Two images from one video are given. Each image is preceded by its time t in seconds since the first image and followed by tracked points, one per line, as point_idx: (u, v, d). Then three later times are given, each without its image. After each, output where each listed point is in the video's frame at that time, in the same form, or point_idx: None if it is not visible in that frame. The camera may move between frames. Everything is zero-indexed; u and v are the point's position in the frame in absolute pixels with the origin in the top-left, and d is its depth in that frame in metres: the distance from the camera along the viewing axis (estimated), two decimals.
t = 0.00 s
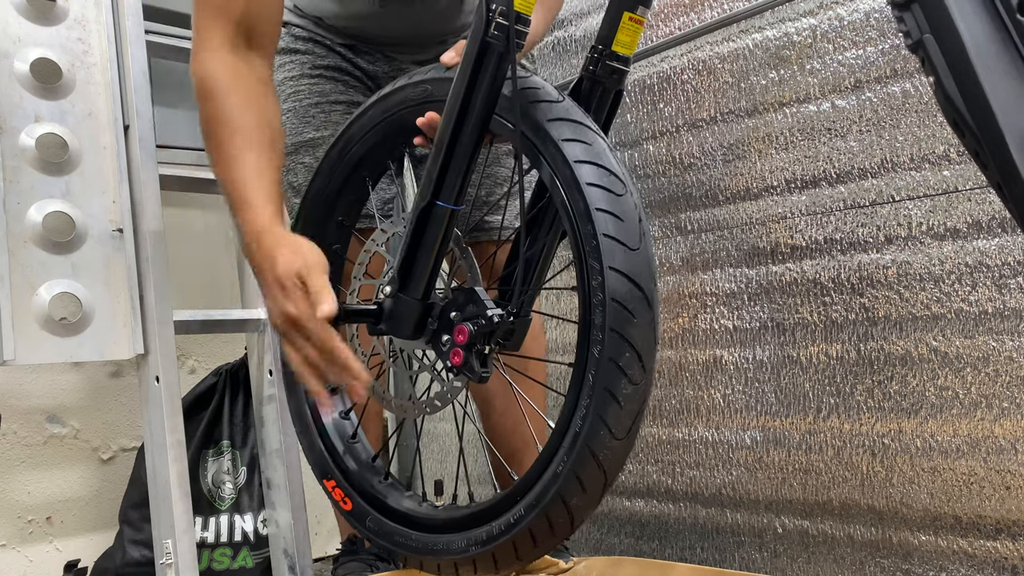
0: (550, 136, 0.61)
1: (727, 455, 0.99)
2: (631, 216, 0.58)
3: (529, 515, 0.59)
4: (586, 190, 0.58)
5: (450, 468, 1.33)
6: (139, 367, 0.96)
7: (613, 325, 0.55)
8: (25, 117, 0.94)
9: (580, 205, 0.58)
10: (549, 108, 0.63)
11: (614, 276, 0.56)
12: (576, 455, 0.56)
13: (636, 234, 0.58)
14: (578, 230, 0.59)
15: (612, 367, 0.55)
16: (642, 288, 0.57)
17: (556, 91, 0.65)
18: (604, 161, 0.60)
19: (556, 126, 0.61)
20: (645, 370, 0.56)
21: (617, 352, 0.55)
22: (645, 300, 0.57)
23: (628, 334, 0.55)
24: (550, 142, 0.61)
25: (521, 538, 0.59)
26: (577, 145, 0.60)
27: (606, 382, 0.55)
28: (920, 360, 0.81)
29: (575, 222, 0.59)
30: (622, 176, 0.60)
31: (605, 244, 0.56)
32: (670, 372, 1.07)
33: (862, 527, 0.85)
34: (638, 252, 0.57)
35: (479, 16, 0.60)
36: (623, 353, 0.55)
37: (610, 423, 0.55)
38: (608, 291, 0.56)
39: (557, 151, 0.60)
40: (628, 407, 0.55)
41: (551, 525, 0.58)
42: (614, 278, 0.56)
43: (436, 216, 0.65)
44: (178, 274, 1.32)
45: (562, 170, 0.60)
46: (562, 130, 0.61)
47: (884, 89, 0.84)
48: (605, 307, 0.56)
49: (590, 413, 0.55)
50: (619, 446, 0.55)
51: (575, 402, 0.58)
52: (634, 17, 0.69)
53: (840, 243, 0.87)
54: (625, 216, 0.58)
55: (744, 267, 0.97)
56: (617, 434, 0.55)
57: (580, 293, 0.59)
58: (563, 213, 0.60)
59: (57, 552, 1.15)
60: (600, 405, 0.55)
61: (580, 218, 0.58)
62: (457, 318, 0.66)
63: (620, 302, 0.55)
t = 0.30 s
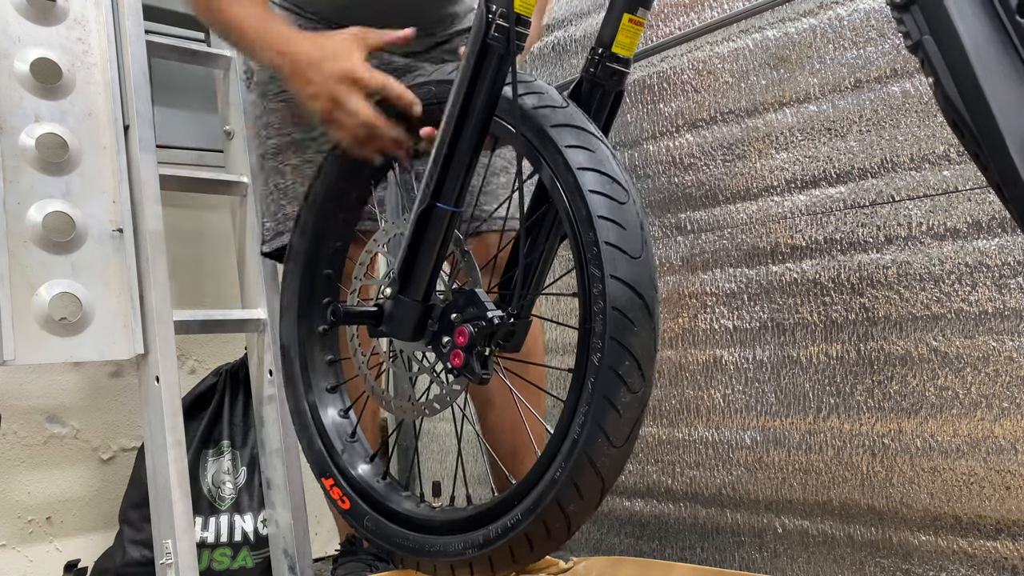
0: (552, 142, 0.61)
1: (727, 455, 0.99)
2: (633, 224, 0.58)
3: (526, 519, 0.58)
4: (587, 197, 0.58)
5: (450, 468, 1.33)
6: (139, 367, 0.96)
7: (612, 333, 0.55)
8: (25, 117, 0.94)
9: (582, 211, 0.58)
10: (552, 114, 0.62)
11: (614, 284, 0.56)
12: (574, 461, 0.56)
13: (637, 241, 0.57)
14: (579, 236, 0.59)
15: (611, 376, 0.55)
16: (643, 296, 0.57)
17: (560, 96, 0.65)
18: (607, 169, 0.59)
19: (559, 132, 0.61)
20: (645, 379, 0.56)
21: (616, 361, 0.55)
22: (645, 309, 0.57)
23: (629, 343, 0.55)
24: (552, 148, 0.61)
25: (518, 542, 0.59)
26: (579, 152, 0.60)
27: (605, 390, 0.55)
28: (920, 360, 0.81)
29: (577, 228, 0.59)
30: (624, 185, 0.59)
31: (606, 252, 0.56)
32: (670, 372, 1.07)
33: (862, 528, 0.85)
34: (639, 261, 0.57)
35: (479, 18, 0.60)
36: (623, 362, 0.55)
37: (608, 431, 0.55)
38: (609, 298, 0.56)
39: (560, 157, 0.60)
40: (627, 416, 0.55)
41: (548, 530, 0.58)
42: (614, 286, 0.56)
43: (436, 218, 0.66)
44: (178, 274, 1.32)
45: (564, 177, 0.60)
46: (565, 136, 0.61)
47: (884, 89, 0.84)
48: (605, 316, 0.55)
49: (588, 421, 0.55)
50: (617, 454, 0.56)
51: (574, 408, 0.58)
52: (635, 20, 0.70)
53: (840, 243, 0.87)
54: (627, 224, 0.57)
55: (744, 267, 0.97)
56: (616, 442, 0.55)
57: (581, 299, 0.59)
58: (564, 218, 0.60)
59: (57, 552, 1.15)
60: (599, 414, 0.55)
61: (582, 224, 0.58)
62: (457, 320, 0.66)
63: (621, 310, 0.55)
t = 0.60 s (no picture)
0: (561, 158, 0.60)
1: (727, 455, 0.99)
2: (637, 248, 0.57)
3: (508, 531, 0.59)
4: (592, 218, 0.57)
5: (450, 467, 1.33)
6: (139, 367, 0.96)
7: (605, 359, 0.55)
8: (25, 117, 0.94)
9: (585, 232, 0.58)
10: (563, 128, 0.61)
11: (612, 309, 0.55)
12: (558, 482, 0.56)
13: (638, 267, 0.57)
14: (579, 255, 0.58)
15: (600, 401, 0.55)
16: (641, 323, 0.56)
17: (575, 109, 0.63)
18: (614, 190, 0.59)
19: (567, 148, 0.60)
20: (635, 406, 0.56)
21: (606, 387, 0.55)
22: (641, 337, 0.56)
23: (622, 370, 0.55)
24: (559, 163, 0.60)
25: (498, 552, 0.60)
26: (586, 170, 0.59)
27: (594, 416, 0.55)
28: (920, 360, 0.81)
29: (579, 247, 0.58)
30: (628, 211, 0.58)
31: (605, 275, 0.56)
32: (670, 372, 1.07)
33: (862, 528, 0.85)
34: (638, 286, 0.56)
35: (478, 18, 0.59)
36: (613, 388, 0.54)
37: (593, 454, 0.55)
38: (604, 323, 0.55)
39: (567, 174, 0.59)
40: (614, 441, 0.55)
41: (528, 544, 0.58)
42: (612, 311, 0.55)
43: (435, 216, 0.66)
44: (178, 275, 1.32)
45: (570, 197, 0.59)
46: (574, 153, 0.60)
47: (884, 89, 0.84)
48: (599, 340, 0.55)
49: (575, 441, 0.56)
50: (601, 477, 0.56)
51: (564, 424, 0.58)
52: (637, 20, 0.71)
53: (840, 243, 0.87)
54: (629, 248, 0.57)
55: (744, 267, 0.97)
56: (600, 466, 0.55)
57: (578, 313, 0.59)
58: (565, 231, 0.60)
59: (57, 552, 1.15)
60: (586, 437, 0.55)
61: (584, 244, 0.58)
62: (456, 319, 0.66)
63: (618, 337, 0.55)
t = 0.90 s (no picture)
0: (563, 163, 0.60)
1: (727, 455, 0.99)
2: (637, 255, 0.57)
3: (506, 534, 0.59)
4: (593, 224, 0.57)
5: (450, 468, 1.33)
6: (139, 368, 0.96)
7: (606, 366, 0.55)
8: (25, 117, 0.94)
9: (587, 238, 0.57)
10: (566, 133, 0.61)
11: (613, 316, 0.55)
12: (557, 486, 0.56)
13: (639, 275, 0.57)
14: (580, 260, 0.58)
15: (600, 408, 0.55)
16: (642, 331, 0.56)
17: (578, 114, 0.63)
18: (617, 197, 0.58)
19: (571, 153, 0.60)
20: (634, 413, 0.56)
21: (606, 394, 0.54)
22: (642, 344, 0.56)
23: (622, 378, 0.55)
24: (562, 168, 0.60)
25: (496, 555, 0.60)
26: (589, 176, 0.59)
27: (593, 422, 0.55)
28: (920, 360, 0.81)
29: (581, 253, 0.58)
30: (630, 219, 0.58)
31: (606, 282, 0.56)
32: (670, 372, 1.07)
33: (862, 528, 0.85)
34: (640, 294, 0.56)
35: (478, 19, 0.59)
36: (613, 395, 0.54)
37: (593, 460, 0.55)
38: (605, 329, 0.55)
39: (569, 179, 0.59)
40: (613, 447, 0.55)
41: (526, 547, 0.58)
42: (613, 318, 0.55)
43: (435, 217, 0.66)
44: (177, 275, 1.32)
45: (572, 202, 0.59)
46: (577, 158, 0.60)
47: (884, 89, 0.84)
48: (600, 346, 0.55)
49: (574, 446, 0.56)
50: (600, 482, 0.56)
51: (565, 427, 0.58)
52: (635, 20, 0.70)
53: (840, 243, 0.87)
54: (631, 255, 0.57)
55: (744, 267, 0.97)
56: (599, 471, 0.55)
57: (578, 317, 0.59)
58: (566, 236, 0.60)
59: (57, 552, 1.15)
60: (586, 441, 0.55)
61: (585, 249, 0.58)
62: (456, 320, 0.66)
63: (620, 345, 0.55)
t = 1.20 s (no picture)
0: (564, 165, 0.60)
1: (727, 455, 0.99)
2: (637, 260, 0.57)
3: (502, 535, 0.59)
4: (594, 229, 0.57)
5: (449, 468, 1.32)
6: (139, 368, 0.96)
7: (604, 371, 0.55)
8: (25, 117, 0.94)
9: (587, 242, 0.57)
10: (568, 136, 0.61)
11: (612, 321, 0.55)
12: (554, 490, 0.56)
13: (639, 280, 0.56)
14: (579, 262, 0.58)
15: (598, 413, 0.54)
16: (641, 336, 0.56)
17: (581, 117, 0.63)
18: (618, 201, 0.58)
19: (572, 156, 0.59)
20: (633, 419, 0.56)
21: (604, 399, 0.54)
22: (642, 349, 0.56)
23: (621, 383, 0.54)
24: (564, 172, 0.60)
25: (493, 555, 0.60)
26: (590, 179, 0.58)
27: (591, 426, 0.55)
28: (920, 360, 0.81)
29: (580, 256, 0.58)
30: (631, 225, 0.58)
31: (606, 287, 0.56)
32: (670, 372, 1.07)
33: (862, 528, 0.85)
34: (639, 299, 0.56)
35: (479, 18, 0.59)
36: (611, 399, 0.54)
37: (590, 465, 0.55)
38: (604, 334, 0.55)
39: (570, 182, 0.59)
40: (611, 452, 0.55)
41: (522, 548, 0.59)
42: (612, 322, 0.55)
43: (435, 217, 0.66)
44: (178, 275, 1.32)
45: (573, 207, 0.59)
46: (579, 162, 0.59)
47: (884, 89, 0.84)
48: (599, 351, 0.55)
49: (571, 450, 0.56)
50: (597, 487, 0.56)
51: (563, 429, 0.58)
52: (635, 21, 0.70)
53: (840, 243, 0.87)
54: (631, 260, 0.56)
55: (744, 267, 0.97)
56: (597, 476, 0.55)
57: (578, 320, 0.59)
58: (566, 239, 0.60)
59: (57, 552, 1.15)
60: (584, 445, 0.55)
61: (585, 253, 0.58)
62: (456, 320, 0.66)
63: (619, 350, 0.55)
